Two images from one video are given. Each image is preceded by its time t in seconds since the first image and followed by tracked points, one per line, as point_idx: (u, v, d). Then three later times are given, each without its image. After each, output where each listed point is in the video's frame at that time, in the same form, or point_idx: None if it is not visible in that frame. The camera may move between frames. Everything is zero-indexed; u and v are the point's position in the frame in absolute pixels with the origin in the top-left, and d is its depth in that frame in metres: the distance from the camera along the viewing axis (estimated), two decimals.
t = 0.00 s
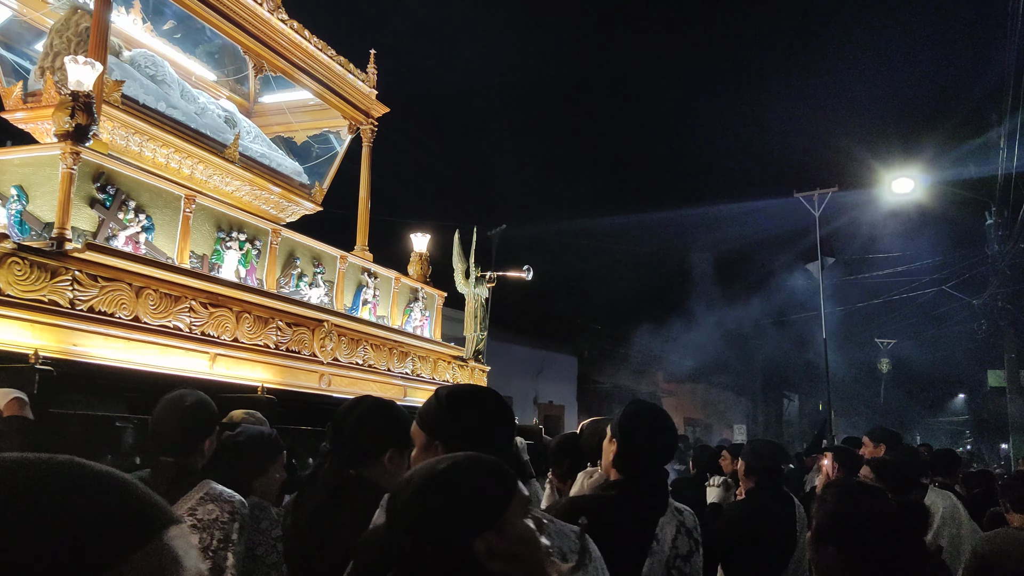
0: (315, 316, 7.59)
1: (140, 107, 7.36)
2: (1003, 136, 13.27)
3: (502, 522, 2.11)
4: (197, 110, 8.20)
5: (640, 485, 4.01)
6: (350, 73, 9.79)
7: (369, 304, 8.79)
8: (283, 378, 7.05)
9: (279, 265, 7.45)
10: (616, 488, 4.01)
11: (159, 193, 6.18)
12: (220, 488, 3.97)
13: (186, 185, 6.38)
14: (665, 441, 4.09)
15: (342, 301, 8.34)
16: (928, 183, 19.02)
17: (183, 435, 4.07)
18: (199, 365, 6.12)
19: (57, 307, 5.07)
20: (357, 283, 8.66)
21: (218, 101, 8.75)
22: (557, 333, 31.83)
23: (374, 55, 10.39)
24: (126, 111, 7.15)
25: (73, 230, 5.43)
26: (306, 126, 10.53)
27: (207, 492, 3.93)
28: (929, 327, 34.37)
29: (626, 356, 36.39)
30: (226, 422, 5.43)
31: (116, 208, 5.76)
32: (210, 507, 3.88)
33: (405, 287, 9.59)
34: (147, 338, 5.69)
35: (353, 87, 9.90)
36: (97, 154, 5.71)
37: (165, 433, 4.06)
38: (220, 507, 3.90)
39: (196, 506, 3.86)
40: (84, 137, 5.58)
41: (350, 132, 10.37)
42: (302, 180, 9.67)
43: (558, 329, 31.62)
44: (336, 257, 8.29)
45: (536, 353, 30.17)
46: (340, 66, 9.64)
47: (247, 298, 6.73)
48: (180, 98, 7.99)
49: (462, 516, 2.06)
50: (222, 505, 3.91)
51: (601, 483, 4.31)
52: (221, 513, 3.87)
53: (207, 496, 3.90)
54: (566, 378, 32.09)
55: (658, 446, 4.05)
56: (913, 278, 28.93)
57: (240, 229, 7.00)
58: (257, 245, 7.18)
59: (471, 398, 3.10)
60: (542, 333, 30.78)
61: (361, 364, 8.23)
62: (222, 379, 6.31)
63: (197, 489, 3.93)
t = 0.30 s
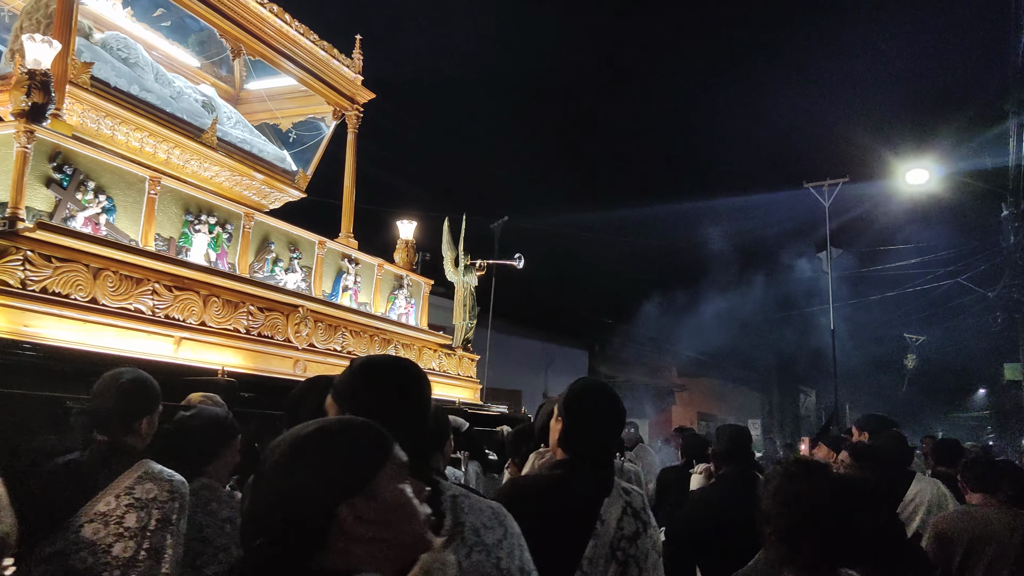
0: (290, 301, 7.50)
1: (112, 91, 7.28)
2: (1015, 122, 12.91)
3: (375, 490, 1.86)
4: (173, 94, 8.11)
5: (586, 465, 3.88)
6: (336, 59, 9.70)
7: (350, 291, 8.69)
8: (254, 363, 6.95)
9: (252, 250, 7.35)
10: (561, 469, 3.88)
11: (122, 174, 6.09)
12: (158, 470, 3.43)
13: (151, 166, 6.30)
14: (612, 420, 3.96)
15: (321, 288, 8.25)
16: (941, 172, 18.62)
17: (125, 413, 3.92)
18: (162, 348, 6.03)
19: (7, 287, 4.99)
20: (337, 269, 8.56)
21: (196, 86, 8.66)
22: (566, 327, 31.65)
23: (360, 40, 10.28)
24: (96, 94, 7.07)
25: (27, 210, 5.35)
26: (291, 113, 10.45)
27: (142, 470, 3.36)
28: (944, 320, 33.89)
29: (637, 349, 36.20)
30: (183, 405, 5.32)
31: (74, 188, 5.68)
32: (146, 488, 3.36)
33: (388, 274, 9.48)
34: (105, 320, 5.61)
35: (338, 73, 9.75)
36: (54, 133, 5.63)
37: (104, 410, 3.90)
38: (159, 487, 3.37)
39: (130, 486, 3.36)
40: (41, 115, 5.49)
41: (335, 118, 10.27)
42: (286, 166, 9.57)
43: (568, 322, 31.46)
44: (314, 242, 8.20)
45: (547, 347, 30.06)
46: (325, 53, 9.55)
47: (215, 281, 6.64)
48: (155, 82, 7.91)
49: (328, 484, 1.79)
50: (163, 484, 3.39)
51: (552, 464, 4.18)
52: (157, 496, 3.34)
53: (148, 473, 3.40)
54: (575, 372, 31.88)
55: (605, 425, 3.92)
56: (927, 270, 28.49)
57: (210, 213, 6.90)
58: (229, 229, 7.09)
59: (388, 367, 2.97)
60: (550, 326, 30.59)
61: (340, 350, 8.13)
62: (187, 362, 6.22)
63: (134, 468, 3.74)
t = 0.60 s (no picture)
0: (268, 314, 7.44)
1: (88, 104, 7.26)
2: None
3: (211, 559, 1.82)
4: (154, 105, 8.09)
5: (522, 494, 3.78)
6: (323, 67, 9.68)
7: (334, 302, 8.62)
8: (230, 378, 6.90)
9: (229, 262, 7.30)
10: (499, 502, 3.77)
11: (87, 191, 6.06)
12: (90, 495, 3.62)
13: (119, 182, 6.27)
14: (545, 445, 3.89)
15: (303, 299, 8.19)
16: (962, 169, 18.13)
17: (64, 437, 3.87)
18: (129, 365, 5.99)
19: None
20: (320, 279, 8.50)
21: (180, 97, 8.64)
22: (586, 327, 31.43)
23: (349, 47, 10.24)
24: (72, 109, 7.05)
25: None
26: (282, 121, 10.40)
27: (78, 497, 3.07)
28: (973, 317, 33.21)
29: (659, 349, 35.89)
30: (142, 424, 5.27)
31: (35, 206, 5.65)
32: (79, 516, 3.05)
33: (376, 283, 9.41)
34: (66, 338, 5.58)
35: (323, 80, 9.72)
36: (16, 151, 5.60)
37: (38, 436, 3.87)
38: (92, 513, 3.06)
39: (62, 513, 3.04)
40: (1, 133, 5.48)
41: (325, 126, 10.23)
42: (273, 176, 9.52)
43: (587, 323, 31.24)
44: (296, 253, 8.14)
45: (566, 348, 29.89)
46: (312, 61, 9.53)
47: (186, 296, 6.58)
48: (135, 94, 7.90)
49: (160, 561, 1.76)
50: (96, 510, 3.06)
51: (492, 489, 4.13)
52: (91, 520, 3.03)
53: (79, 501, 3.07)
54: (595, 373, 31.60)
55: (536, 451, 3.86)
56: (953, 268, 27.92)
57: (184, 227, 6.86)
58: (204, 243, 7.04)
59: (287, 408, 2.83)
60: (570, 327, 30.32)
61: (322, 362, 8.06)
62: (156, 379, 6.18)
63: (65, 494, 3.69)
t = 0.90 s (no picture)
0: (270, 328, 7.37)
1: (90, 119, 7.23)
2: None
3: None
4: (158, 118, 8.06)
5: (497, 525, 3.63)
6: (332, 76, 9.63)
7: (342, 313, 8.54)
8: (230, 394, 6.83)
9: (230, 276, 7.24)
10: (473, 534, 3.62)
11: (81, 208, 6.02)
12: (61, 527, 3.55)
13: (113, 198, 6.22)
14: (522, 472, 3.76)
15: (309, 311, 8.12)
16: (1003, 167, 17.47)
17: (33, 466, 3.64)
18: (123, 383, 5.94)
19: None
20: (326, 290, 8.41)
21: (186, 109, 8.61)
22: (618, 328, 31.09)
23: (359, 55, 10.17)
24: (72, 124, 7.02)
25: None
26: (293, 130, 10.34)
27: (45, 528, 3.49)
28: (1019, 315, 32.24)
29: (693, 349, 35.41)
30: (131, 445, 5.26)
31: (26, 225, 5.61)
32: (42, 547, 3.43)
33: (386, 293, 9.31)
34: (56, 358, 5.54)
35: (331, 87, 9.63)
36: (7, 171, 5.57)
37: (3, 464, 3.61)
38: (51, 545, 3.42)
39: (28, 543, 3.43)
40: None
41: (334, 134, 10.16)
42: (282, 185, 9.47)
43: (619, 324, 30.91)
44: (301, 265, 8.06)
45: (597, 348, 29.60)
46: (320, 70, 9.48)
47: (184, 312, 6.53)
48: (138, 107, 7.88)
49: None
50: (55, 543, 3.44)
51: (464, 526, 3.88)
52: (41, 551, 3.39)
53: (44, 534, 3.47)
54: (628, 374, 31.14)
55: (515, 475, 3.72)
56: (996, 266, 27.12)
57: (182, 242, 6.80)
58: (203, 257, 6.98)
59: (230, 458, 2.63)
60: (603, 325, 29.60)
61: (327, 375, 7.97)
62: (151, 397, 6.12)
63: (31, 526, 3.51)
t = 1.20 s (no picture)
0: (292, 329, 7.35)
1: (113, 121, 7.27)
2: None
3: None
4: (183, 119, 8.10)
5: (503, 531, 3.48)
6: (357, 74, 9.63)
7: (366, 313, 8.49)
8: (251, 395, 6.81)
9: (251, 277, 7.23)
10: (477, 541, 3.49)
11: (100, 211, 6.04)
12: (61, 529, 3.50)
13: (132, 200, 6.23)
14: (525, 475, 3.61)
15: (332, 311, 8.09)
16: None
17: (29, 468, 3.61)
18: (142, 385, 5.95)
19: None
20: (351, 291, 8.37)
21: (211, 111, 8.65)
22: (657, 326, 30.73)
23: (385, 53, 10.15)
24: (96, 126, 7.07)
25: None
26: (320, 130, 10.33)
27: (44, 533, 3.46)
28: None
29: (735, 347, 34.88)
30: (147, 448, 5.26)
31: (45, 227, 5.64)
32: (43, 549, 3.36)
33: (411, 293, 9.24)
34: (75, 360, 5.54)
35: (355, 85, 9.62)
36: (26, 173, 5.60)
37: (9, 467, 3.57)
38: (54, 550, 3.34)
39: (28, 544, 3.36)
40: (10, 156, 5.52)
41: (360, 134, 10.15)
42: (308, 186, 9.46)
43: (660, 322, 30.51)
44: (324, 266, 8.04)
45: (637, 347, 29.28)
46: (345, 69, 9.48)
47: (204, 314, 6.52)
48: (163, 109, 7.92)
49: None
50: (59, 548, 3.36)
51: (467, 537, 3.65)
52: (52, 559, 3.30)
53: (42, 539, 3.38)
54: (668, 372, 30.63)
55: (519, 478, 3.57)
56: None
57: (203, 243, 6.80)
58: (224, 258, 6.98)
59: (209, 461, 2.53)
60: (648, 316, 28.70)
61: (350, 376, 7.93)
62: (171, 399, 6.11)
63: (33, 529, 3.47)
